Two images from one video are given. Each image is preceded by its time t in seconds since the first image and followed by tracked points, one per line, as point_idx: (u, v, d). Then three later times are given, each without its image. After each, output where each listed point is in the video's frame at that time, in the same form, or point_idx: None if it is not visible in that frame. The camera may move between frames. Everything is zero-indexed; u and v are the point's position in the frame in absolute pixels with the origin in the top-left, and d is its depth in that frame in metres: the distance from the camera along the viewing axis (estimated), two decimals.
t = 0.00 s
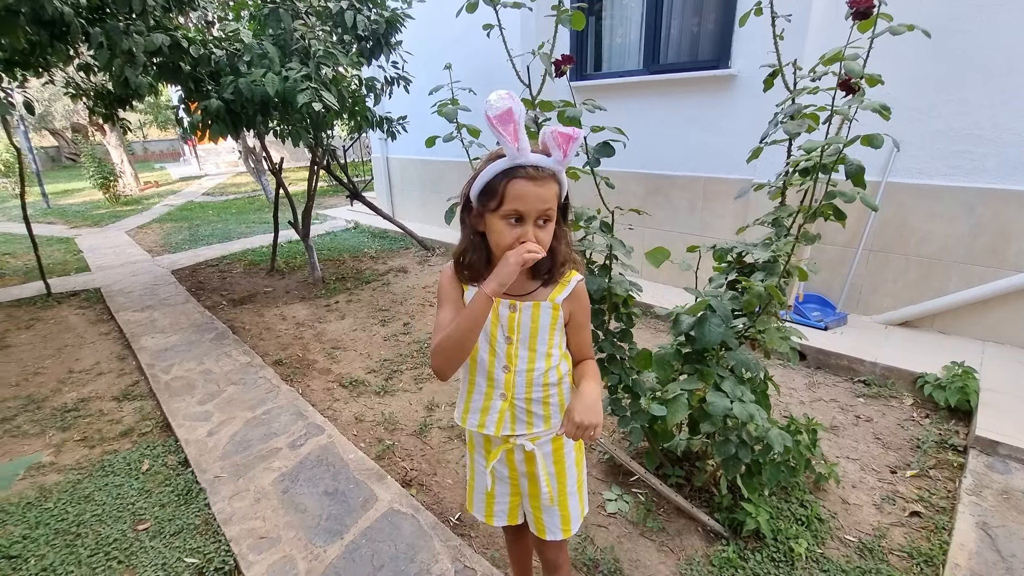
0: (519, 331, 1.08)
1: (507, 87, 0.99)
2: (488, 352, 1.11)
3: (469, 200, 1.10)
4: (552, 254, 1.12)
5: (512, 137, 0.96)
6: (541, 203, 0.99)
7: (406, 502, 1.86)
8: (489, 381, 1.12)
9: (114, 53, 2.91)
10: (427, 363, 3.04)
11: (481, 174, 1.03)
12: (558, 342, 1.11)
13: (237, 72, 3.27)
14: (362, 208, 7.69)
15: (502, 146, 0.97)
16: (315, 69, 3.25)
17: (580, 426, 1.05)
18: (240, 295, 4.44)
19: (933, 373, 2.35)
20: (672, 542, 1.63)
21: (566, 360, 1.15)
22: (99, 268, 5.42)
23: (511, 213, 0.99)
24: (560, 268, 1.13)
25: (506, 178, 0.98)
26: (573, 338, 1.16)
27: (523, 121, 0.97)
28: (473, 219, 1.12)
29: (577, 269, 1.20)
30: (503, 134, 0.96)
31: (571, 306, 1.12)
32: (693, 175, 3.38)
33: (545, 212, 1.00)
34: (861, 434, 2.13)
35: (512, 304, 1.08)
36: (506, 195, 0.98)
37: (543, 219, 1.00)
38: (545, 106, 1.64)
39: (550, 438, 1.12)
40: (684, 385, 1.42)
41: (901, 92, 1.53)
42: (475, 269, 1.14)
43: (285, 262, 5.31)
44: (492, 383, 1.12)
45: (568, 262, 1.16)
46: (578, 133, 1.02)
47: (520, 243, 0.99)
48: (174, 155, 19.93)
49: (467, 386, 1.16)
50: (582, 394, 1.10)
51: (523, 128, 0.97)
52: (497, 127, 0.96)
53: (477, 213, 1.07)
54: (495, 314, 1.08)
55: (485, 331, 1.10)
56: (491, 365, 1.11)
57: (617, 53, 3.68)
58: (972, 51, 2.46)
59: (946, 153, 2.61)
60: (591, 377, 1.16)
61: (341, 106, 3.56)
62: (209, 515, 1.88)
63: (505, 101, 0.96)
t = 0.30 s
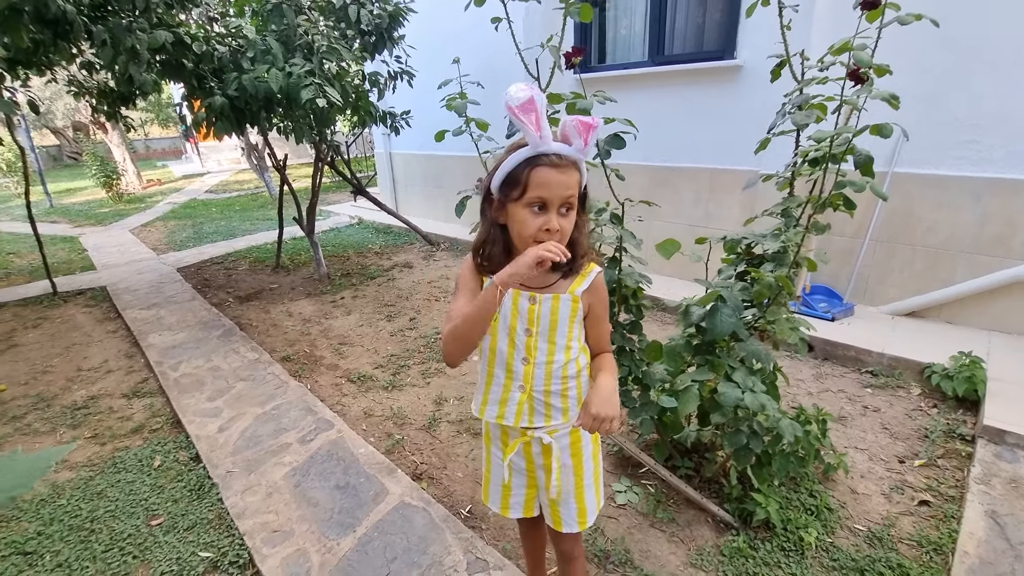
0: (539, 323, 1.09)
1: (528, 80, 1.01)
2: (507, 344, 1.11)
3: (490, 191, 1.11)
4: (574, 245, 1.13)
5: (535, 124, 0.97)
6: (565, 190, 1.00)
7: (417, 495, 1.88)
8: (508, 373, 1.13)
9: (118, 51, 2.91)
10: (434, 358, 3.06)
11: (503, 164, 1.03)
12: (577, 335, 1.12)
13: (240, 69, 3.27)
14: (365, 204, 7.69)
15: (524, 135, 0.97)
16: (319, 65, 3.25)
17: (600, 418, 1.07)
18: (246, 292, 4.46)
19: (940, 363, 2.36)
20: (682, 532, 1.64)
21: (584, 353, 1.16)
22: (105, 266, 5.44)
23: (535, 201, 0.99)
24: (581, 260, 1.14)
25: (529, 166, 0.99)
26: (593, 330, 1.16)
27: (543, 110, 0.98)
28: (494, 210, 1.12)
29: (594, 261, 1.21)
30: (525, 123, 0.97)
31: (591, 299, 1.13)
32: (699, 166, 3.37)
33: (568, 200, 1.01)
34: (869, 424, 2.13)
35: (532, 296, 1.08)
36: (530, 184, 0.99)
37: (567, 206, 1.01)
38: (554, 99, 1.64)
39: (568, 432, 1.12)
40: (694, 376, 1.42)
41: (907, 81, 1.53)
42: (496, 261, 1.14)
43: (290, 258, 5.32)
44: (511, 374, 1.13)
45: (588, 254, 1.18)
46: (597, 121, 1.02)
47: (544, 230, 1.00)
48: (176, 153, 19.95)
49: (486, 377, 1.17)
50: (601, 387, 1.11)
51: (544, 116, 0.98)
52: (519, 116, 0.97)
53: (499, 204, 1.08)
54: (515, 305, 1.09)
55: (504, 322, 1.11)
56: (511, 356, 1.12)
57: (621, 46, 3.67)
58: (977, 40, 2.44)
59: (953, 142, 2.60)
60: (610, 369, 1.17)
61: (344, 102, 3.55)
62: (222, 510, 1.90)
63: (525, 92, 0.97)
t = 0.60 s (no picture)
0: (548, 317, 1.07)
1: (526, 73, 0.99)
2: (516, 339, 1.11)
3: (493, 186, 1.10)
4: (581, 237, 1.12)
5: (534, 117, 0.96)
6: (569, 182, 0.98)
7: (421, 492, 1.88)
8: (517, 368, 1.12)
9: (118, 50, 2.91)
10: (437, 355, 3.05)
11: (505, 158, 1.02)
12: (588, 330, 1.10)
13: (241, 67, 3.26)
14: (367, 202, 7.68)
15: (524, 128, 0.96)
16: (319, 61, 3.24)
17: (607, 415, 1.06)
18: (249, 290, 4.46)
19: (948, 357, 2.33)
20: (688, 529, 1.63)
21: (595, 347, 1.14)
22: (108, 265, 5.46)
23: (539, 194, 0.98)
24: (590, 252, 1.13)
25: (530, 160, 0.98)
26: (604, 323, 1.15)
27: (542, 102, 0.96)
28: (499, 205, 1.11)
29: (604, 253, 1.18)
30: (524, 117, 0.96)
31: (601, 293, 1.11)
32: (702, 160, 3.35)
33: (572, 192, 1.00)
34: (876, 419, 2.12)
35: (540, 290, 1.06)
36: (532, 177, 0.98)
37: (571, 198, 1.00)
38: (555, 93, 1.63)
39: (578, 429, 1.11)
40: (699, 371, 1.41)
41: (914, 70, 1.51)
42: (505, 256, 1.13)
43: (292, 256, 5.32)
44: (519, 369, 1.12)
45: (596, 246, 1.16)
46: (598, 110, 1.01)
47: (550, 223, 0.98)
48: (178, 152, 19.98)
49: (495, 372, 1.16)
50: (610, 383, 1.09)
51: (543, 108, 0.96)
52: (518, 110, 0.96)
53: (503, 199, 1.07)
54: (524, 300, 1.07)
55: (513, 316, 1.10)
56: (519, 351, 1.11)
57: (622, 39, 3.64)
58: (984, 29, 2.41)
59: (960, 133, 2.58)
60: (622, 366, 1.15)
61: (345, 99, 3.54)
62: (227, 508, 1.90)
63: (523, 85, 0.95)
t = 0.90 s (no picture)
0: (552, 312, 1.07)
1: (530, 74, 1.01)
2: (520, 334, 1.11)
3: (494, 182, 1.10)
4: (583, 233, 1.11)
5: (531, 114, 0.96)
6: (565, 177, 0.97)
7: (421, 490, 1.88)
8: (521, 363, 1.12)
9: (116, 49, 2.90)
10: (436, 353, 3.05)
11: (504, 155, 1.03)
12: (592, 326, 1.10)
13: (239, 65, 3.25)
14: (366, 200, 7.67)
15: (521, 125, 0.97)
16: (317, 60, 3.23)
17: (601, 415, 1.05)
18: (249, 289, 4.46)
19: (947, 353, 2.33)
20: (687, 526, 1.63)
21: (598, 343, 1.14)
22: (108, 265, 5.46)
23: (536, 190, 0.98)
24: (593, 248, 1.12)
25: (528, 156, 0.98)
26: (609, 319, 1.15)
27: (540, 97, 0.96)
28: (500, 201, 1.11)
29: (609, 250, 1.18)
30: (522, 113, 0.96)
31: (605, 289, 1.11)
32: (701, 157, 3.34)
33: (570, 187, 0.98)
34: (876, 416, 2.12)
35: (544, 284, 1.07)
36: (529, 173, 0.97)
37: (568, 194, 0.98)
38: (553, 91, 1.62)
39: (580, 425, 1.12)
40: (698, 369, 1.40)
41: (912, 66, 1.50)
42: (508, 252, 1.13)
43: (292, 255, 5.32)
44: (524, 365, 1.12)
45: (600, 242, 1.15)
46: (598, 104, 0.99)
47: (546, 219, 0.98)
48: (177, 152, 19.97)
49: (499, 367, 1.16)
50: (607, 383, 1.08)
51: (540, 104, 0.96)
52: (516, 107, 0.97)
53: (504, 195, 1.07)
54: (528, 295, 1.08)
55: (517, 310, 1.10)
56: (524, 346, 1.11)
57: (621, 36, 3.63)
58: (985, 24, 2.40)
59: (960, 129, 2.57)
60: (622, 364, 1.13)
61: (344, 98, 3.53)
62: (227, 507, 1.90)
63: (522, 82, 0.97)
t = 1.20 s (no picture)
0: (557, 308, 1.08)
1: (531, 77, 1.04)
2: (525, 328, 1.12)
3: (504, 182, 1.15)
4: (585, 232, 1.09)
5: (517, 115, 1.00)
6: (545, 173, 0.97)
7: (422, 489, 1.89)
8: (524, 358, 1.13)
9: (116, 51, 2.91)
10: (437, 352, 3.06)
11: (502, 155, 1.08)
12: (596, 322, 1.11)
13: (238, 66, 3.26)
14: (366, 201, 7.68)
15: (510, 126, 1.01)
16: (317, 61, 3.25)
17: (602, 413, 1.06)
18: (249, 290, 4.47)
19: (945, 351, 2.35)
20: (686, 523, 1.64)
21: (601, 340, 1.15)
22: (109, 266, 5.47)
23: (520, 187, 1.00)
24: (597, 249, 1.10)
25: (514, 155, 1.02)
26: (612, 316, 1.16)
27: (526, 99, 0.99)
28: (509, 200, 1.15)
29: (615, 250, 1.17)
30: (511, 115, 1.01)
31: (609, 287, 1.12)
32: (699, 156, 3.35)
33: (553, 183, 0.98)
34: (874, 413, 2.13)
35: (549, 280, 1.08)
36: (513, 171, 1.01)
37: (551, 190, 0.98)
38: (552, 91, 1.63)
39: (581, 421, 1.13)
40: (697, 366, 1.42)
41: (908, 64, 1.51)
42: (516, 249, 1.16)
43: (292, 256, 5.33)
44: (527, 360, 1.13)
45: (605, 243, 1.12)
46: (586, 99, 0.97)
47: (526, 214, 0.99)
48: (177, 153, 19.98)
49: (502, 362, 1.17)
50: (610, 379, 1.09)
51: (526, 105, 0.99)
52: (509, 110, 1.01)
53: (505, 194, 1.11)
54: (533, 290, 1.09)
55: (522, 305, 1.11)
56: (528, 340, 1.12)
57: (620, 35, 3.64)
58: (982, 23, 2.41)
59: (958, 127, 2.58)
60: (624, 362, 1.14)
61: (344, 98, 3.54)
62: (229, 506, 1.91)
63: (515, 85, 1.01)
